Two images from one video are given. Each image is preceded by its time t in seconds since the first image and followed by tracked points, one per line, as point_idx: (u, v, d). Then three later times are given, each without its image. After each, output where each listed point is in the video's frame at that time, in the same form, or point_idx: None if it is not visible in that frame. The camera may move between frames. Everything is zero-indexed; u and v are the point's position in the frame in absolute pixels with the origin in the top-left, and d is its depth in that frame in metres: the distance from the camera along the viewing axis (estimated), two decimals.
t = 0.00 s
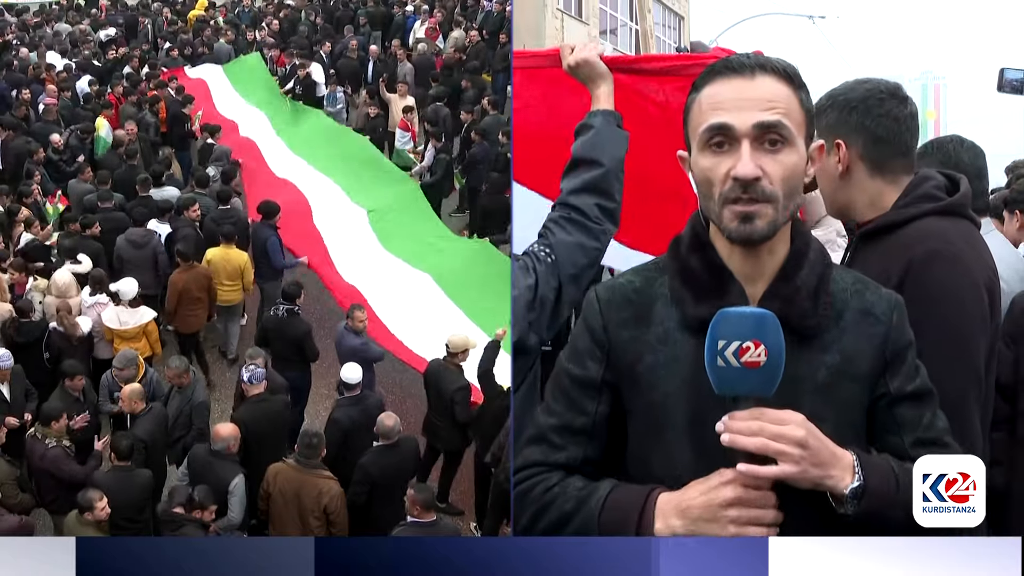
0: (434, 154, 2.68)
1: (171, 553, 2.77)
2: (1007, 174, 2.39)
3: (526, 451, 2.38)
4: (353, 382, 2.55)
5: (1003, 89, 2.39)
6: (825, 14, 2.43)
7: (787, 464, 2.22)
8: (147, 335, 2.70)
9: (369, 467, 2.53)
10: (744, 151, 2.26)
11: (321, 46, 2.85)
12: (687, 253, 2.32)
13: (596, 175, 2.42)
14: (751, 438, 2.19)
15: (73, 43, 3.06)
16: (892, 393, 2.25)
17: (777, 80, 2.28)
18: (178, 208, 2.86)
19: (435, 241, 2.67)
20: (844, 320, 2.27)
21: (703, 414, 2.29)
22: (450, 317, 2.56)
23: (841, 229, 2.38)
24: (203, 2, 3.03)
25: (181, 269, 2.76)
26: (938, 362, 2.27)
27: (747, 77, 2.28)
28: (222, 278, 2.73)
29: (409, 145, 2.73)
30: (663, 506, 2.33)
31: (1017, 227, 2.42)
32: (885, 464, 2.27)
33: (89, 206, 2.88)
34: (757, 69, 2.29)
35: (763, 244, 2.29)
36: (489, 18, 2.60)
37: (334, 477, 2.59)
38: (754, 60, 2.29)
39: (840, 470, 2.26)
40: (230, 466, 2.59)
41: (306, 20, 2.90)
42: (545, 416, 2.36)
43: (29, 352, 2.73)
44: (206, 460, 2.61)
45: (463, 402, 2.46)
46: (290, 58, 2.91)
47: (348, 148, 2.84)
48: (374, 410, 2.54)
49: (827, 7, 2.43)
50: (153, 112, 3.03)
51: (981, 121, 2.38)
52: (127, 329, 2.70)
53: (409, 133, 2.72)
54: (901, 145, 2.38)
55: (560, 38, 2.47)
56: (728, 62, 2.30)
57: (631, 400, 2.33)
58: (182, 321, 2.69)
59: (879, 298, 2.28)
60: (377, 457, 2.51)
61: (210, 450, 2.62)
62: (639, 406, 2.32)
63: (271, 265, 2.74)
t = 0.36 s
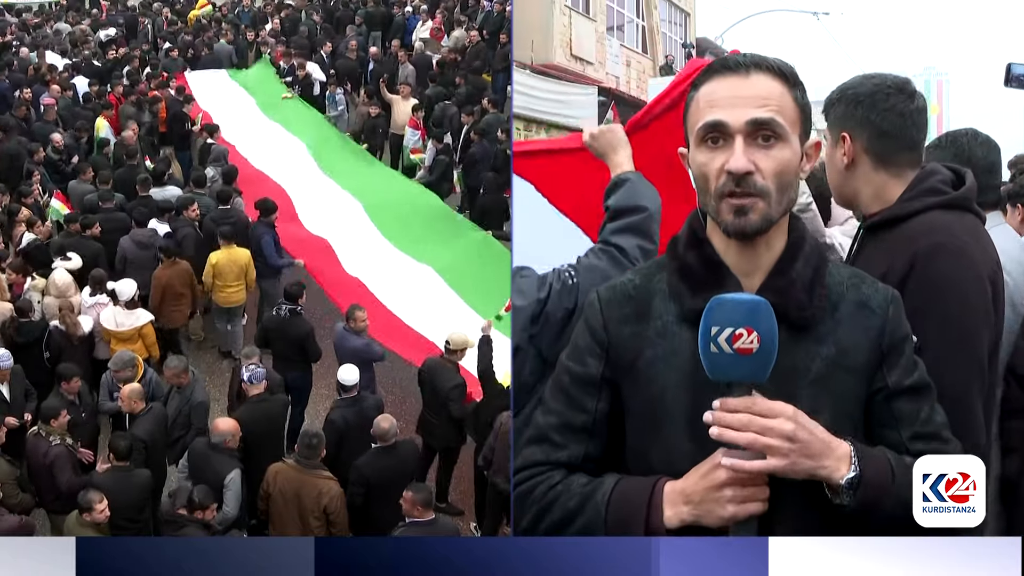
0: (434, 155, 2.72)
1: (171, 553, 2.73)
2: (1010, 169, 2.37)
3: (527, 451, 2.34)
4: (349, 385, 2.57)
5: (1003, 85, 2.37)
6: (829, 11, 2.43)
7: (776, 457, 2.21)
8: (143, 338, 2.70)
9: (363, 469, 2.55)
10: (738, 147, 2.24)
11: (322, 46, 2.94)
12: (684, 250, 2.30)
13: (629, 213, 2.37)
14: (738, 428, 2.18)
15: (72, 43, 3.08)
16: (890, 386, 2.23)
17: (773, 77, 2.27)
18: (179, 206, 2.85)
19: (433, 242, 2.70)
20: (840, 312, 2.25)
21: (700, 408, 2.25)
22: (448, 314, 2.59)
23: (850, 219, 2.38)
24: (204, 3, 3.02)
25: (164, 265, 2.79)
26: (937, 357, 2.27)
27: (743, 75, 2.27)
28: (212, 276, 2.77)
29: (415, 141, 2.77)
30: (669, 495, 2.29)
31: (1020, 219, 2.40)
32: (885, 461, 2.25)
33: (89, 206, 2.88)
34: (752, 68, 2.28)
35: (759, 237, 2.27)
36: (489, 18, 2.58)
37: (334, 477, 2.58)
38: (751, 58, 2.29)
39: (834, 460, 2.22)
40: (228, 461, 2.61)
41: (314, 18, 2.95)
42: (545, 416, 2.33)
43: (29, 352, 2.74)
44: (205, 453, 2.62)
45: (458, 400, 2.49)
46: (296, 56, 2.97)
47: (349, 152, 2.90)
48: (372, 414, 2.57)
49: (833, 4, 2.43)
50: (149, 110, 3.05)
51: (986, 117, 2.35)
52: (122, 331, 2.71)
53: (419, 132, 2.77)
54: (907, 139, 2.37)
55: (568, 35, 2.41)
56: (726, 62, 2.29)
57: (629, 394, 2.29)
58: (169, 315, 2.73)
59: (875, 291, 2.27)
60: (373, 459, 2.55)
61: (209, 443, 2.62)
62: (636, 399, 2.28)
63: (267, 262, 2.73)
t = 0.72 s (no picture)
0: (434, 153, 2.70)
1: (170, 554, 2.74)
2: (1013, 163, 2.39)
3: (529, 441, 2.35)
4: (354, 383, 2.58)
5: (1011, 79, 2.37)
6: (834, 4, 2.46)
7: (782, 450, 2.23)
8: (143, 340, 2.71)
9: (365, 467, 2.57)
10: (744, 141, 2.23)
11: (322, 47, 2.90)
12: (688, 243, 2.30)
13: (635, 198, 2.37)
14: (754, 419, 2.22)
15: (72, 43, 3.04)
16: (898, 378, 2.22)
17: (776, 71, 2.27)
18: (179, 207, 2.85)
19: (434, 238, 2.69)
20: (843, 305, 2.25)
21: (703, 399, 2.26)
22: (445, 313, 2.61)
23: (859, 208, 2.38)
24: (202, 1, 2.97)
25: (148, 257, 2.78)
26: (937, 351, 2.26)
27: (747, 69, 2.27)
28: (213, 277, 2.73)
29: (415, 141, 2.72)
30: (669, 482, 2.29)
31: None
32: (889, 455, 2.24)
33: (92, 206, 2.89)
34: (756, 62, 2.28)
35: (765, 231, 2.27)
36: (489, 18, 2.61)
37: (334, 478, 2.61)
38: (754, 53, 2.29)
39: (855, 480, 2.24)
40: (229, 460, 2.63)
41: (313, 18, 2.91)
42: (547, 406, 2.34)
43: (30, 352, 2.74)
44: (207, 453, 2.65)
45: (450, 400, 2.53)
46: (295, 56, 2.93)
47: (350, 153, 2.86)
48: (370, 413, 2.58)
49: None
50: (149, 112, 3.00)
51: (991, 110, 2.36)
52: (119, 333, 2.71)
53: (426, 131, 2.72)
54: (912, 130, 2.37)
55: (574, 28, 2.45)
56: (729, 56, 2.29)
57: (632, 386, 2.29)
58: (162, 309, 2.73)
59: (878, 285, 2.27)
60: (375, 457, 2.57)
61: (210, 443, 2.64)
62: (639, 392, 2.29)
63: (261, 264, 2.71)
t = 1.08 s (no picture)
0: (434, 154, 2.89)
1: (170, 553, 2.61)
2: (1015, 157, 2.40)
3: (535, 435, 2.33)
4: (355, 381, 2.60)
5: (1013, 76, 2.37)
6: None
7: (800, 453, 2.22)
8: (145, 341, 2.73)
9: (368, 465, 2.58)
10: (750, 144, 2.25)
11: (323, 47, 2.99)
12: (693, 238, 2.32)
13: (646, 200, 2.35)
14: (784, 433, 2.20)
15: (72, 44, 2.99)
16: (902, 375, 2.23)
17: (780, 70, 2.28)
18: (181, 208, 2.92)
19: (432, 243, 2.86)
20: (849, 300, 2.25)
21: (706, 397, 2.25)
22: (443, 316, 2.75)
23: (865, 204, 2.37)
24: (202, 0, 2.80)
25: (132, 254, 2.84)
26: (940, 350, 2.26)
27: (750, 69, 2.28)
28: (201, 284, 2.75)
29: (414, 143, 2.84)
30: (675, 476, 2.27)
31: None
32: (891, 452, 2.25)
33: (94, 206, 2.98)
34: (759, 60, 2.28)
35: (773, 232, 2.28)
36: (490, 18, 2.60)
37: (334, 478, 2.59)
38: (756, 51, 2.30)
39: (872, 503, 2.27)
40: (235, 463, 2.60)
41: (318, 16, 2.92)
42: (551, 401, 2.32)
43: (30, 353, 2.74)
44: (212, 456, 2.61)
45: (449, 401, 2.61)
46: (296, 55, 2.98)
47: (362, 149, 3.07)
48: (366, 413, 2.60)
49: None
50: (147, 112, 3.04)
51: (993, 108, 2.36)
52: (119, 333, 2.74)
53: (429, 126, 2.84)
54: (919, 128, 2.39)
55: (576, 24, 2.45)
56: (731, 55, 2.30)
57: (637, 382, 2.29)
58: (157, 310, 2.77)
59: (885, 280, 2.27)
60: (378, 456, 2.58)
61: (216, 445, 2.62)
62: (644, 388, 2.28)
63: (265, 264, 2.76)
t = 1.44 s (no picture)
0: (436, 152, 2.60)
1: (170, 554, 2.74)
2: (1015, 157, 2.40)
3: (540, 430, 2.38)
4: (352, 381, 2.54)
5: (1016, 72, 2.36)
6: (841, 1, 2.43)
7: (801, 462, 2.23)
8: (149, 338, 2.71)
9: (368, 461, 2.52)
10: (756, 130, 2.22)
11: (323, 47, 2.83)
12: (696, 231, 2.31)
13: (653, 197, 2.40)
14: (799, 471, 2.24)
15: (72, 43, 2.99)
16: (905, 376, 2.21)
17: (789, 55, 2.26)
18: (181, 209, 2.81)
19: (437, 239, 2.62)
20: (855, 296, 2.23)
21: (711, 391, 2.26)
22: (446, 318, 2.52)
23: (864, 203, 2.37)
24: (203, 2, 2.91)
25: (116, 250, 2.77)
26: (946, 351, 2.25)
27: (758, 54, 2.26)
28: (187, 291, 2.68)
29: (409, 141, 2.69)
30: (678, 476, 2.28)
31: None
32: (892, 455, 2.24)
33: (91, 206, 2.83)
34: (768, 45, 2.27)
35: (776, 223, 2.25)
36: (489, 18, 2.55)
37: (334, 478, 2.57)
38: (765, 36, 2.28)
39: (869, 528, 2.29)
40: (234, 463, 2.59)
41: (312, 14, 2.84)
42: (556, 394, 2.35)
43: (31, 353, 2.73)
44: (213, 454, 2.60)
45: (450, 402, 2.48)
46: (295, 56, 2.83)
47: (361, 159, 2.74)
48: (367, 414, 2.53)
49: None
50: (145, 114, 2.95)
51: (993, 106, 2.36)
52: (124, 335, 2.72)
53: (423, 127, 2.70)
54: (925, 126, 2.38)
55: (577, 21, 2.50)
56: (740, 39, 2.29)
57: (642, 379, 2.30)
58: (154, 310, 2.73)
59: (892, 275, 2.26)
60: (380, 453, 2.50)
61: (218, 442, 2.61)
62: (648, 383, 2.29)
63: (271, 266, 2.67)
